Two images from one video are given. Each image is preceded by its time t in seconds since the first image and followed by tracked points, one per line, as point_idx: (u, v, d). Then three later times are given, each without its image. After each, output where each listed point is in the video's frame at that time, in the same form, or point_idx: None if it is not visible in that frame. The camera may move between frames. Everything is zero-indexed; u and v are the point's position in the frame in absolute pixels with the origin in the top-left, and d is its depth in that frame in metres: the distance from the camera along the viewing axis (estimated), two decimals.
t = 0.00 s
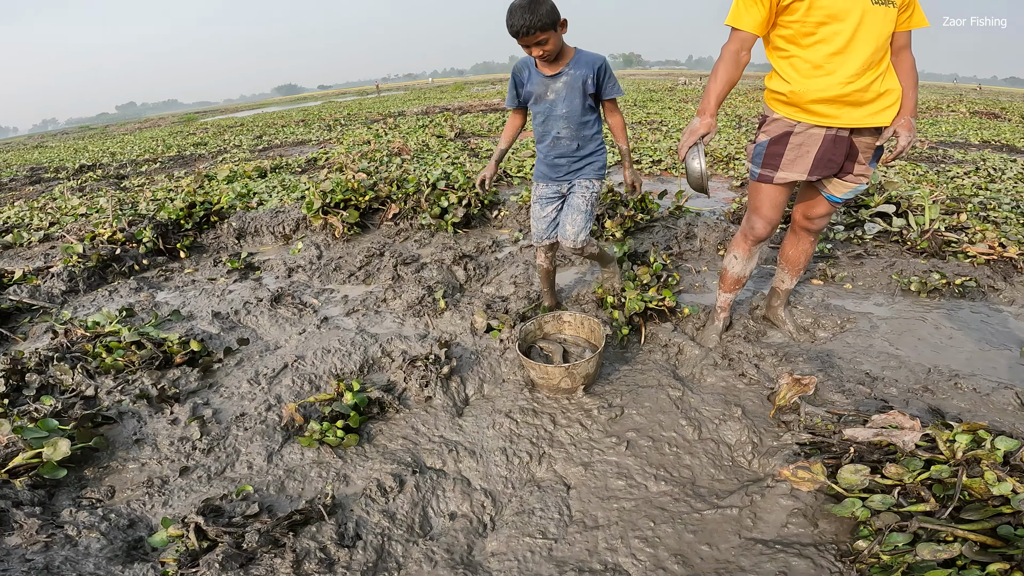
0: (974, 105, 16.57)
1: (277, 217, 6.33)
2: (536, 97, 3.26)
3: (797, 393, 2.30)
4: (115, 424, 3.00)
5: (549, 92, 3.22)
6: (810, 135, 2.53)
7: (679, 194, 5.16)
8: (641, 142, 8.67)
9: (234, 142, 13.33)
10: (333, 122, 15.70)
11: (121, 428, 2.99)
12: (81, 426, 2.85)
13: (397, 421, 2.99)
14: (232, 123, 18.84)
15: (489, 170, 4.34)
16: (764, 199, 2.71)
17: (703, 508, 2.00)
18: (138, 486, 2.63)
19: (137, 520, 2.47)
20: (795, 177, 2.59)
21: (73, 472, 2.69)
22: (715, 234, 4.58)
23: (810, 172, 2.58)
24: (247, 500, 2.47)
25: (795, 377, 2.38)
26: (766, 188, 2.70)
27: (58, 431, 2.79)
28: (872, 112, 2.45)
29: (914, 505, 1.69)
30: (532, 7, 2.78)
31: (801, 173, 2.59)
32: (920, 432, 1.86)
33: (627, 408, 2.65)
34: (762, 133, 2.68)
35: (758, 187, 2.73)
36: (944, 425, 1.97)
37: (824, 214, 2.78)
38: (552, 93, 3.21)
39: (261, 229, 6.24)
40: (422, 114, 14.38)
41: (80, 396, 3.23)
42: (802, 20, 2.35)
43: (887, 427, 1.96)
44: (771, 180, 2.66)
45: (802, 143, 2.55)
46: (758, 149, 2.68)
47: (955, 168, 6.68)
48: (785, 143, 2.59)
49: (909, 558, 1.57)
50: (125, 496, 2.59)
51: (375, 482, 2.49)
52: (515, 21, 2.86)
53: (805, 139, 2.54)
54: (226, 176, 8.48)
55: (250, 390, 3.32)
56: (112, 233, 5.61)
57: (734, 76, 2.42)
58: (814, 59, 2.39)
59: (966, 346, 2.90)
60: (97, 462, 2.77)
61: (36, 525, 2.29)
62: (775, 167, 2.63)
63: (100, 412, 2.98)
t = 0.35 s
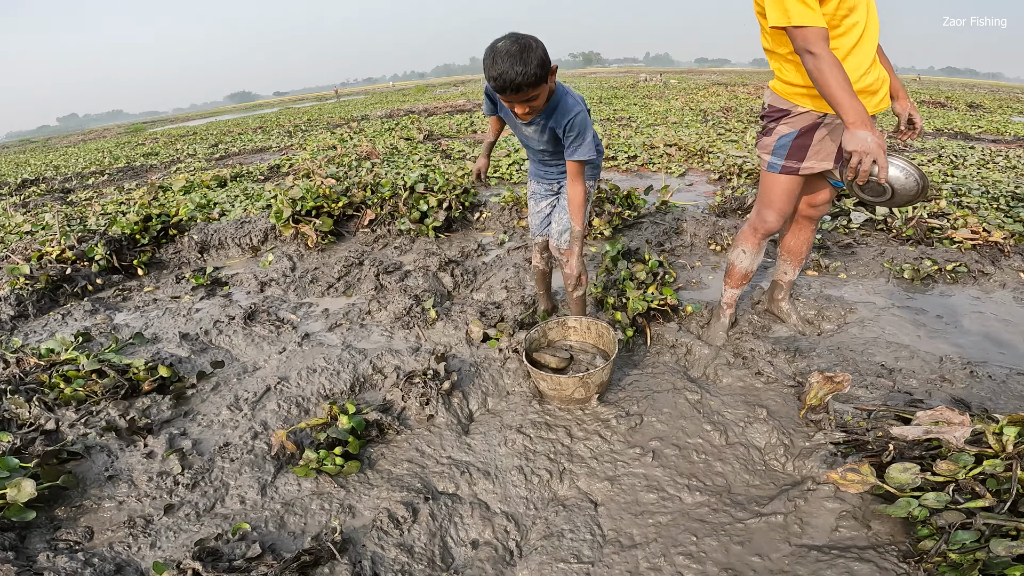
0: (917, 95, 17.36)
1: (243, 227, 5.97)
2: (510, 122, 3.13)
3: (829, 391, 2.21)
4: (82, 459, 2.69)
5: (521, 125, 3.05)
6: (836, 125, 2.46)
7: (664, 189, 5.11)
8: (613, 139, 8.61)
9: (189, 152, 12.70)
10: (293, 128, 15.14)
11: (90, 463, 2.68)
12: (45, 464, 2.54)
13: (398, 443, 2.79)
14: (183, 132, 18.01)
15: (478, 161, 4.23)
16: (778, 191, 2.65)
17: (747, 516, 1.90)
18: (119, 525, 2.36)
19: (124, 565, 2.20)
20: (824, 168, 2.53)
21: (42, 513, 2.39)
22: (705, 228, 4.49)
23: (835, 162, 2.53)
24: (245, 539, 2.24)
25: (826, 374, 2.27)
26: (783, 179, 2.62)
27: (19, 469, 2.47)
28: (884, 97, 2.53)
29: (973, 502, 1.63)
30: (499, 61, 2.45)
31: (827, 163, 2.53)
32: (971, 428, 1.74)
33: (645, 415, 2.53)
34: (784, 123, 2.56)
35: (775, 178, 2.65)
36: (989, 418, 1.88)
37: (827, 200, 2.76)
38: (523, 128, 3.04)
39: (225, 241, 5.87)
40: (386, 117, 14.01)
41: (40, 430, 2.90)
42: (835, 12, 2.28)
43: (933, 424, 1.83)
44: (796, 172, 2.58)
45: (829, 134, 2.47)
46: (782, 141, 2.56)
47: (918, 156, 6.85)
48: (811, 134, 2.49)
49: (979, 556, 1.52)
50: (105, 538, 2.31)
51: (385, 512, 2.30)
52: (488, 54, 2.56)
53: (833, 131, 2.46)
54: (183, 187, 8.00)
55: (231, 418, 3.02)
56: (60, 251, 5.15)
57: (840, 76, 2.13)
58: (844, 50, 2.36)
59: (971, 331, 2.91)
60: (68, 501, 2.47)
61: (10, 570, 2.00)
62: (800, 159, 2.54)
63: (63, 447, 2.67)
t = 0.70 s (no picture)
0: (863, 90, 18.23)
1: (214, 239, 5.41)
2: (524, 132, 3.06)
3: (857, 380, 2.27)
4: (75, 491, 2.44)
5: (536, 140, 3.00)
6: (841, 119, 2.58)
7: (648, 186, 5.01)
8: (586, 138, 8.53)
9: (140, 164, 11.96)
10: (250, 137, 14.46)
11: (84, 496, 2.43)
12: (35, 498, 2.30)
13: (418, 460, 2.60)
14: (131, 143, 17.03)
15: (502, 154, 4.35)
16: (785, 185, 2.70)
17: (793, 510, 1.94)
18: (132, 562, 2.18)
19: None
20: (836, 161, 2.64)
21: (41, 550, 2.18)
22: (694, 225, 4.32)
23: (843, 153, 2.65)
24: (272, 572, 2.08)
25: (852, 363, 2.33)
26: (794, 173, 2.66)
27: (8, 506, 2.23)
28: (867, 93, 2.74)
29: (1017, 484, 1.81)
30: (545, 83, 2.36)
31: (836, 155, 2.63)
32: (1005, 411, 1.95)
33: (671, 415, 2.48)
34: (796, 120, 2.60)
35: (785, 172, 2.68)
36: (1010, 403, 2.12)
37: (821, 189, 2.83)
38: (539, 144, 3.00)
39: (196, 255, 5.32)
40: (348, 124, 13.58)
41: (21, 463, 2.59)
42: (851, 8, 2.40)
43: (969, 409, 2.03)
44: (809, 167, 2.65)
45: (839, 127, 2.58)
46: (799, 136, 2.60)
47: (876, 149, 7.11)
48: (824, 128, 2.57)
49: None
50: None
51: (418, 535, 2.18)
52: (532, 66, 2.46)
53: (841, 125, 2.58)
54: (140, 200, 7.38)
55: (231, 442, 2.77)
56: (17, 271, 4.73)
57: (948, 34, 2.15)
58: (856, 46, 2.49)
59: (967, 313, 3.03)
60: (69, 537, 2.26)
61: None
62: (814, 153, 2.61)
63: (53, 480, 2.42)
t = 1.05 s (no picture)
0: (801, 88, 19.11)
1: (170, 264, 5.04)
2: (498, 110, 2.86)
3: (813, 376, 2.43)
4: (56, 522, 2.38)
5: (510, 120, 2.82)
6: (788, 125, 2.77)
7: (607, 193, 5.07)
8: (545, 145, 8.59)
9: (80, 184, 11.31)
10: (197, 153, 13.92)
11: (67, 526, 2.38)
12: (15, 530, 2.24)
13: (402, 476, 2.61)
14: (66, 162, 16.08)
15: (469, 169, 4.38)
16: (740, 190, 2.86)
17: (764, 503, 2.09)
18: None
19: None
20: (785, 166, 2.82)
21: None
22: (653, 230, 4.45)
23: (793, 158, 2.84)
24: None
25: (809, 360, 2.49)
26: (749, 178, 2.83)
27: None
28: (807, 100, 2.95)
29: (966, 470, 1.97)
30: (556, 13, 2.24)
31: (785, 161, 2.82)
32: (948, 400, 2.18)
33: (643, 418, 2.60)
34: (748, 127, 2.78)
35: (741, 178, 2.85)
36: (953, 389, 2.33)
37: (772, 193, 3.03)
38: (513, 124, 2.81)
39: (152, 281, 4.93)
40: (301, 137, 13.28)
41: None
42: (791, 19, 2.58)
43: (915, 399, 2.27)
44: (762, 172, 2.82)
45: (786, 134, 2.77)
46: (750, 142, 2.78)
47: (817, 146, 7.49)
48: (773, 135, 2.76)
49: (990, 518, 1.81)
50: None
51: (409, 549, 2.21)
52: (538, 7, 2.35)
53: (788, 131, 2.77)
54: (85, 224, 6.97)
55: (211, 467, 2.73)
56: None
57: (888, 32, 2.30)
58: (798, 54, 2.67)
59: (906, 304, 3.28)
60: (57, 567, 2.22)
61: None
62: (765, 159, 2.79)
63: (32, 512, 2.35)
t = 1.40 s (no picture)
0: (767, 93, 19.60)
1: (139, 282, 4.96)
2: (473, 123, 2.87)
3: (774, 380, 2.54)
4: (33, 539, 2.34)
5: (487, 136, 2.84)
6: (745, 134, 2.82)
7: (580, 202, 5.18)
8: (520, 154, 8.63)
9: (44, 200, 10.99)
10: (166, 166, 13.64)
11: (44, 542, 2.34)
12: None
13: (380, 488, 2.62)
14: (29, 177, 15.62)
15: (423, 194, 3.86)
16: (701, 200, 2.95)
17: (733, 506, 2.16)
18: None
19: None
20: (741, 175, 2.88)
21: None
22: (623, 238, 4.54)
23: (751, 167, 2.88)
24: None
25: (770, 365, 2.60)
26: (706, 189, 2.93)
27: None
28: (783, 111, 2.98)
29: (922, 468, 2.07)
30: (546, 25, 2.29)
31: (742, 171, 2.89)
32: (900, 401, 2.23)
33: (615, 425, 2.66)
34: (705, 136, 2.90)
35: (700, 189, 2.94)
36: (909, 390, 2.44)
37: (742, 204, 3.11)
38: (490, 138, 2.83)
39: (120, 300, 4.84)
40: (273, 149, 13.14)
41: None
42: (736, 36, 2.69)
43: (870, 400, 2.33)
44: (717, 180, 2.90)
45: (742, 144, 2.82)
46: (704, 151, 2.89)
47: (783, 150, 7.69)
48: (727, 145, 2.85)
49: (947, 516, 1.89)
50: None
51: (389, 560, 2.22)
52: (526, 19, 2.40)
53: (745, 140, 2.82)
54: (50, 241, 6.79)
55: (188, 483, 2.71)
56: None
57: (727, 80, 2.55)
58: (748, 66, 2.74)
59: (865, 306, 3.42)
60: None
61: None
62: (720, 168, 2.87)
63: (9, 529, 2.31)
